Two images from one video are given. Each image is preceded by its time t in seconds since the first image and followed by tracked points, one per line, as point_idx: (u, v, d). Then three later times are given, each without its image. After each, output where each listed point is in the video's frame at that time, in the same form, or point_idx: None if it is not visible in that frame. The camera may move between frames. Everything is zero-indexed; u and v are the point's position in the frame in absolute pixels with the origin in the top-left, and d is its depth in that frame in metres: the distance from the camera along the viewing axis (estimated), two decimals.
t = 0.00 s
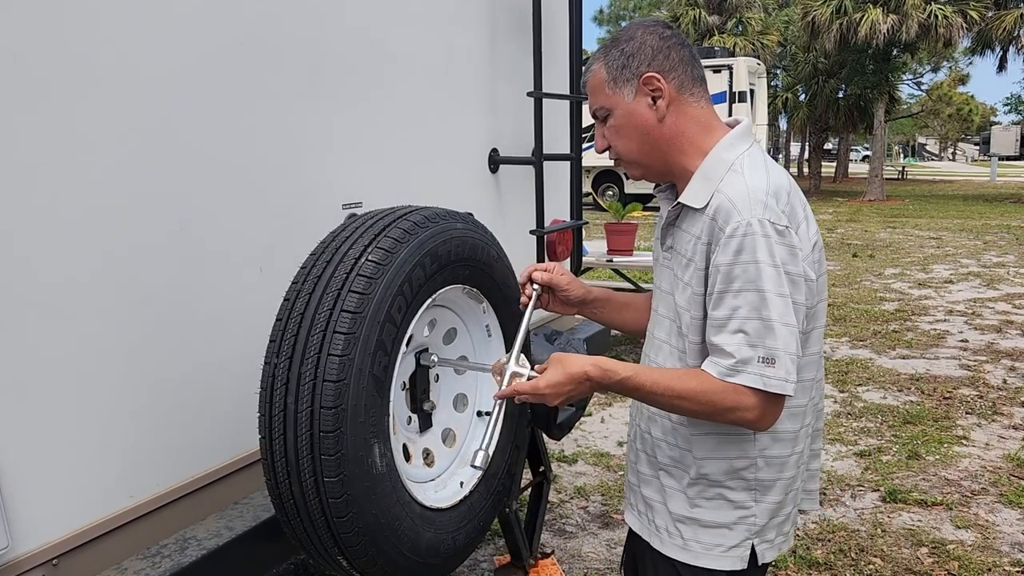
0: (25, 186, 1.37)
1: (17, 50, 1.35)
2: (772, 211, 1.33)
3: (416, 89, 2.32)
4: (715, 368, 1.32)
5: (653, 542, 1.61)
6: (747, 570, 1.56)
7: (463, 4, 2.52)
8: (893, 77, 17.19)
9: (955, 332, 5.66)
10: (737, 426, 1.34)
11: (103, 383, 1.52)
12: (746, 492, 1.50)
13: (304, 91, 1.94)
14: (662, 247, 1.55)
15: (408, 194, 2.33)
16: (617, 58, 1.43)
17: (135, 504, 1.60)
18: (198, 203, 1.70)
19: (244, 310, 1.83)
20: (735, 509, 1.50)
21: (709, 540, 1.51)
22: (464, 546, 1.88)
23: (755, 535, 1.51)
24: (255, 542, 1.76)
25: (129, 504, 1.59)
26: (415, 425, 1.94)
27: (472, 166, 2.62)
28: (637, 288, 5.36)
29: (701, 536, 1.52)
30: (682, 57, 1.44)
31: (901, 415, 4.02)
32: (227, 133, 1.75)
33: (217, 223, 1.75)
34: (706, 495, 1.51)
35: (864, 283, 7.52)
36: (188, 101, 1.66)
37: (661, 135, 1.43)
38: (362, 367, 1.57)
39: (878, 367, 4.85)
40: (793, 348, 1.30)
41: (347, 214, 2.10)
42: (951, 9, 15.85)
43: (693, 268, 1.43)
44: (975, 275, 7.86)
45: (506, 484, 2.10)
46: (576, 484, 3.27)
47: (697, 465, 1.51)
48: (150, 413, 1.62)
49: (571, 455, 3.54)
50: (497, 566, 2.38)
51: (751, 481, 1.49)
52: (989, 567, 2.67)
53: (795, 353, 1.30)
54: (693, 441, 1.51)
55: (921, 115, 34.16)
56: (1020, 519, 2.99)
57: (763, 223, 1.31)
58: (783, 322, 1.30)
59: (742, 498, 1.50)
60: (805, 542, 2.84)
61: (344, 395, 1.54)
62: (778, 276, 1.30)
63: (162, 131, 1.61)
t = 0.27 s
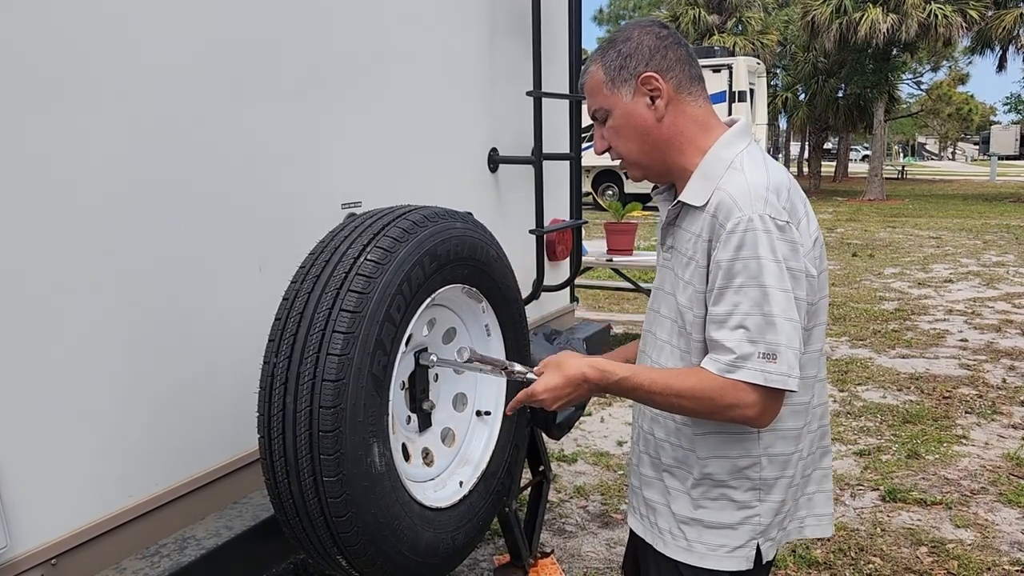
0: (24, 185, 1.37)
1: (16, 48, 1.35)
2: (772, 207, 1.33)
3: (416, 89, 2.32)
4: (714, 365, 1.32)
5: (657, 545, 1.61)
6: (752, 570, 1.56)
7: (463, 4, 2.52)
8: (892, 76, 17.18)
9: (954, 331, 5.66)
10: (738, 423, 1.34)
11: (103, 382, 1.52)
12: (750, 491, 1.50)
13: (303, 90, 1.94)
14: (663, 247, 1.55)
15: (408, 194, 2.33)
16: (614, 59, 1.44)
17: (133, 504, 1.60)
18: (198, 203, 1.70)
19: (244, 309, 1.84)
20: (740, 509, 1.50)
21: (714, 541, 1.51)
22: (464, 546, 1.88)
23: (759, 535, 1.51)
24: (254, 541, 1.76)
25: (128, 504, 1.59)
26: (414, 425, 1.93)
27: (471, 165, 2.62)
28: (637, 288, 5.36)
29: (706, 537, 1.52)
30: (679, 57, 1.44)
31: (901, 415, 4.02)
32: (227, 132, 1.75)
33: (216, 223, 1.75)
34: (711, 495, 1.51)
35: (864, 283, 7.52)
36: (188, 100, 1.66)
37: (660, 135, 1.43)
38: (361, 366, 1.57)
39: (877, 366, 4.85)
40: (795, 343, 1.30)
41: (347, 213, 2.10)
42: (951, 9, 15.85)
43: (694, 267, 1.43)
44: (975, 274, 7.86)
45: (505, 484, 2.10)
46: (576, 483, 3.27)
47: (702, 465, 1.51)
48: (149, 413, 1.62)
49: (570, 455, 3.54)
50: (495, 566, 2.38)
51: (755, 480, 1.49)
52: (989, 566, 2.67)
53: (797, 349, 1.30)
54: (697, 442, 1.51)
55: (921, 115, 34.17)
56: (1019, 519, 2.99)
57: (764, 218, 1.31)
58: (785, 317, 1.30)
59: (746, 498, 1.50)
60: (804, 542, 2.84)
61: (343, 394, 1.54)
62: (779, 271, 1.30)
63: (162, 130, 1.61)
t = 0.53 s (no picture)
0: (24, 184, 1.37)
1: (16, 48, 1.34)
2: (773, 202, 1.34)
3: (415, 89, 2.32)
4: (703, 359, 1.31)
5: (661, 545, 1.61)
6: (758, 569, 1.56)
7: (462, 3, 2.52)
8: (891, 76, 17.19)
9: (954, 331, 5.67)
10: (724, 421, 1.31)
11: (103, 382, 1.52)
12: (754, 490, 1.50)
13: (303, 89, 1.94)
14: (665, 246, 1.55)
15: (408, 193, 2.33)
16: (615, 60, 1.44)
17: (133, 504, 1.60)
18: (199, 202, 1.70)
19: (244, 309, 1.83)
20: (744, 508, 1.50)
21: (719, 540, 1.51)
22: (463, 546, 1.88)
23: (763, 534, 1.51)
24: (254, 541, 1.76)
25: (128, 504, 1.59)
26: (414, 424, 1.93)
27: (470, 165, 2.62)
28: (636, 287, 5.36)
29: (710, 536, 1.52)
30: (679, 57, 1.44)
31: (900, 414, 4.02)
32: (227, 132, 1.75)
33: (216, 223, 1.74)
34: (715, 495, 1.51)
35: (863, 282, 7.52)
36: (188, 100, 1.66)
37: (661, 135, 1.42)
38: (360, 366, 1.57)
39: (877, 366, 4.85)
40: (792, 339, 1.30)
41: (347, 213, 2.10)
42: (951, 8, 15.85)
43: (696, 264, 1.43)
44: (974, 274, 7.86)
45: (505, 483, 2.10)
46: (576, 483, 3.27)
47: (705, 465, 1.51)
48: (148, 413, 1.62)
49: (570, 455, 3.54)
50: (494, 566, 2.38)
51: (759, 479, 1.49)
52: (988, 566, 2.67)
53: (794, 345, 1.30)
54: (701, 441, 1.51)
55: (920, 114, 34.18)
56: (1019, 518, 2.99)
57: (764, 213, 1.32)
58: (783, 312, 1.29)
59: (750, 497, 1.50)
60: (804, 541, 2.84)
61: (343, 393, 1.54)
62: (778, 266, 1.30)
63: (162, 130, 1.61)
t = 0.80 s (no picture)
0: (24, 185, 1.37)
1: (17, 48, 1.35)
2: (762, 201, 1.33)
3: (415, 89, 2.32)
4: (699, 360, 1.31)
5: (662, 545, 1.61)
6: (758, 567, 1.56)
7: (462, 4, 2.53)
8: (892, 76, 17.19)
9: (954, 331, 5.66)
10: (724, 422, 1.31)
11: (104, 381, 1.53)
12: (754, 489, 1.50)
13: (303, 89, 1.94)
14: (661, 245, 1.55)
15: (408, 193, 2.33)
16: (613, 60, 1.44)
17: (134, 503, 1.60)
18: (199, 201, 1.70)
19: (244, 308, 1.84)
20: (744, 507, 1.50)
21: (719, 539, 1.51)
22: (464, 545, 1.88)
23: (762, 532, 1.52)
24: (254, 541, 1.76)
25: (128, 504, 1.59)
26: (414, 424, 1.93)
27: (470, 165, 2.62)
28: (636, 288, 5.36)
29: (711, 536, 1.52)
30: (678, 56, 1.44)
31: (900, 414, 4.02)
32: (227, 132, 1.75)
33: (216, 223, 1.75)
34: (715, 494, 1.51)
35: (863, 282, 7.52)
36: (188, 100, 1.66)
37: (659, 134, 1.43)
38: (361, 366, 1.57)
39: (877, 366, 4.85)
40: (785, 337, 1.30)
41: (347, 213, 2.10)
42: (951, 8, 15.85)
43: (690, 264, 1.43)
44: (974, 274, 7.86)
45: (506, 483, 2.10)
46: (576, 483, 3.27)
47: (705, 464, 1.51)
48: (149, 412, 1.62)
49: (570, 454, 3.54)
50: (494, 566, 2.38)
51: (759, 478, 1.50)
52: (988, 566, 2.67)
53: (787, 343, 1.30)
54: (700, 441, 1.51)
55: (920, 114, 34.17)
56: (1019, 518, 2.99)
57: (753, 211, 1.32)
58: (775, 311, 1.29)
59: (749, 496, 1.50)
60: (804, 541, 2.84)
61: (343, 393, 1.54)
62: (768, 264, 1.30)
63: (162, 130, 1.61)
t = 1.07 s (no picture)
0: (24, 185, 1.37)
1: (17, 49, 1.35)
2: (759, 199, 1.34)
3: (415, 90, 2.33)
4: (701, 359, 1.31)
5: (658, 546, 1.61)
6: (755, 567, 1.56)
7: (462, 4, 2.53)
8: (892, 76, 17.19)
9: (955, 332, 5.66)
10: (725, 420, 1.30)
11: (105, 382, 1.53)
12: (750, 489, 1.50)
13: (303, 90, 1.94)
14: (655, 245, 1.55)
15: (408, 194, 2.33)
16: (607, 62, 1.44)
17: (135, 504, 1.61)
18: (200, 202, 1.70)
19: (244, 309, 1.84)
20: (740, 507, 1.50)
21: (715, 539, 1.51)
22: (464, 546, 1.88)
23: (759, 532, 1.51)
24: (255, 541, 1.76)
25: (129, 504, 1.59)
26: (415, 425, 1.93)
27: (471, 165, 2.62)
28: (636, 288, 5.36)
29: (707, 536, 1.52)
30: (671, 58, 1.44)
31: (901, 415, 4.02)
32: (227, 132, 1.75)
33: (216, 223, 1.75)
34: (711, 494, 1.51)
35: (863, 283, 7.52)
36: (188, 101, 1.66)
37: (653, 136, 1.43)
38: (362, 366, 1.57)
39: (878, 366, 4.85)
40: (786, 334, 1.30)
41: (347, 213, 2.10)
42: (951, 9, 15.85)
43: (686, 264, 1.43)
44: (975, 274, 7.86)
45: (505, 483, 2.10)
46: (576, 483, 3.27)
47: (701, 464, 1.51)
48: (150, 413, 1.62)
49: (571, 455, 3.54)
50: (495, 566, 2.38)
51: (755, 478, 1.50)
52: (989, 566, 2.67)
53: (788, 340, 1.30)
54: (697, 441, 1.51)
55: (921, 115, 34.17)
56: (1020, 519, 2.99)
57: (749, 210, 1.32)
58: (776, 308, 1.29)
59: (746, 495, 1.50)
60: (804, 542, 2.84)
61: (344, 394, 1.54)
62: (768, 262, 1.30)
63: (162, 130, 1.61)
